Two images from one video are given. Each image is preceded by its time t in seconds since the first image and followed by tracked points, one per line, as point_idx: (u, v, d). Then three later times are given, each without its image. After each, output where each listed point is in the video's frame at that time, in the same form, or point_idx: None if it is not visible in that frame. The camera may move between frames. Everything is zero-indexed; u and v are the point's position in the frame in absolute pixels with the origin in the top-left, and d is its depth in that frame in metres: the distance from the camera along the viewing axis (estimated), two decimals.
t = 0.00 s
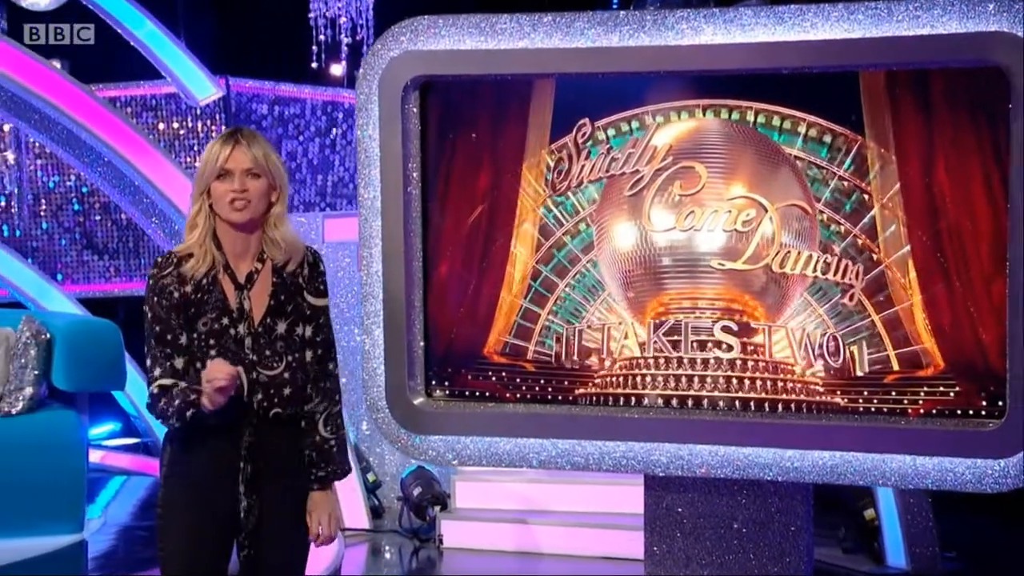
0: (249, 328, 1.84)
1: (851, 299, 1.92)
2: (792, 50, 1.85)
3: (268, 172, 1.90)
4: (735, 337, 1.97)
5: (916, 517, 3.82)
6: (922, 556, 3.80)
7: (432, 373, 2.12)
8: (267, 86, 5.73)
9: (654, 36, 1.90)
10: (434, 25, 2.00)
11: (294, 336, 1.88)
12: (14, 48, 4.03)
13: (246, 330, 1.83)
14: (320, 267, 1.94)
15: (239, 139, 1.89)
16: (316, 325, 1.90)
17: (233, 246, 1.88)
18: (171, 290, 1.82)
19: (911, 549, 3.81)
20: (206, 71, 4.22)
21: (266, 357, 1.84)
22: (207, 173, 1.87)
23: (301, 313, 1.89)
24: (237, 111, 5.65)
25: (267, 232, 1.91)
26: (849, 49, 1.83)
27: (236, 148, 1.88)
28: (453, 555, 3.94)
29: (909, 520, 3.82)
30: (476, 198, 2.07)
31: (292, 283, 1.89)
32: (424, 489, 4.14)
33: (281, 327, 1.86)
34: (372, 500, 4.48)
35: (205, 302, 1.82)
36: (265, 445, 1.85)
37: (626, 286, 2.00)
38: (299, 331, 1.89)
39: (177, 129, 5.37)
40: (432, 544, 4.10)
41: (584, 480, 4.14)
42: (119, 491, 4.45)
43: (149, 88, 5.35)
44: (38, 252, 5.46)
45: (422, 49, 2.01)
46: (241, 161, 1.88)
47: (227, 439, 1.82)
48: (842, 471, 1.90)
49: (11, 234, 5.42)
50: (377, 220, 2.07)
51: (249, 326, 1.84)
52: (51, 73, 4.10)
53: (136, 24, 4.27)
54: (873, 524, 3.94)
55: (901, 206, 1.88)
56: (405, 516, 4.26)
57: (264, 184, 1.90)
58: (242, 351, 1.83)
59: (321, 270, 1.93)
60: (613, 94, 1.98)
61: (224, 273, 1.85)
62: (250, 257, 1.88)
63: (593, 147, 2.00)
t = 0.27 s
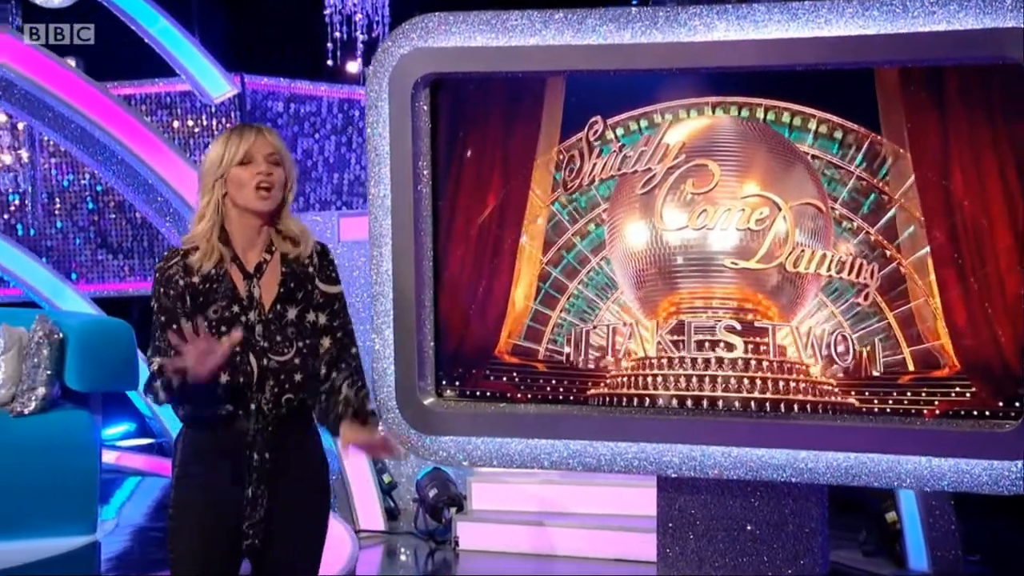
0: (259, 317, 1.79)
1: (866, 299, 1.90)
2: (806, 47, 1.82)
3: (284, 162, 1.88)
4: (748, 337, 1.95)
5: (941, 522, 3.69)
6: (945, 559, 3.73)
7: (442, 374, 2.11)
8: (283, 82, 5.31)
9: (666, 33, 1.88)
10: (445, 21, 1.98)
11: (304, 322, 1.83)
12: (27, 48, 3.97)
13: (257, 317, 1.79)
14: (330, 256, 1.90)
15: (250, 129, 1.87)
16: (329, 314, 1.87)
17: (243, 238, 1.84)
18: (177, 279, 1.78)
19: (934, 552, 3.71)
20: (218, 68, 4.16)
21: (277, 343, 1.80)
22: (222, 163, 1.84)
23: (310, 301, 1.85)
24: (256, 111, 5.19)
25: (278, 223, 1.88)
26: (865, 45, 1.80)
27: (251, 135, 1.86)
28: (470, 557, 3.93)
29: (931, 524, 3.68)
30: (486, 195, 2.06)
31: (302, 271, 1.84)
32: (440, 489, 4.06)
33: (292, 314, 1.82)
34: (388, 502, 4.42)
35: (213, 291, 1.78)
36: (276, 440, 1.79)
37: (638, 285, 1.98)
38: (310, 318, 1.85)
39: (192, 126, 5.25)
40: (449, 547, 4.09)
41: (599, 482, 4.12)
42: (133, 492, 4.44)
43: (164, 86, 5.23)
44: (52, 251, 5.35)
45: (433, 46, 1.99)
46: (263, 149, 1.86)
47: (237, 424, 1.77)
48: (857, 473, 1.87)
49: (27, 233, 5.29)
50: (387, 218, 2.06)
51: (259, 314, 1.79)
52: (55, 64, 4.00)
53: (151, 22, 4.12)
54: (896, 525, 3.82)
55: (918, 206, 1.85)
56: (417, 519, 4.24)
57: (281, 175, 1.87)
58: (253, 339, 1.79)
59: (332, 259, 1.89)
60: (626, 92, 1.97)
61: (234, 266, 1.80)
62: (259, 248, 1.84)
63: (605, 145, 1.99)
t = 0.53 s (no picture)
0: (268, 311, 1.44)
1: (883, 298, 1.86)
2: (820, 43, 1.80)
3: (291, 164, 1.51)
4: (762, 337, 1.92)
5: None
6: None
7: (454, 374, 2.08)
8: (298, 75, 4.07)
9: (679, 29, 1.87)
10: (457, 18, 1.98)
11: (314, 317, 1.48)
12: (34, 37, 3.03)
13: (263, 311, 1.43)
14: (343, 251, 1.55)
15: (263, 134, 1.49)
16: (341, 310, 1.53)
17: (249, 240, 1.49)
18: (182, 277, 1.44)
19: None
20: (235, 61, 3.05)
21: (283, 337, 1.44)
22: (235, 167, 1.47)
23: (320, 297, 1.50)
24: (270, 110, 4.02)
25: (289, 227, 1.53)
26: (881, 40, 1.78)
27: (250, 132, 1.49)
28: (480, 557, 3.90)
29: (965, 538, 2.84)
30: (497, 195, 2.03)
31: (312, 268, 1.49)
32: (457, 491, 3.23)
33: (300, 308, 1.46)
34: (403, 505, 3.51)
35: (220, 288, 1.44)
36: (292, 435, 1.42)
37: (651, 284, 1.96)
38: (320, 314, 1.50)
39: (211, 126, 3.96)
40: (466, 550, 3.21)
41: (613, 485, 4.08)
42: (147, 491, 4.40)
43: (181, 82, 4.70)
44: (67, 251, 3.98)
45: (444, 42, 1.98)
46: (276, 161, 1.49)
47: (246, 419, 1.40)
48: (873, 475, 1.85)
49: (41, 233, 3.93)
50: (398, 217, 2.05)
51: (268, 308, 1.44)
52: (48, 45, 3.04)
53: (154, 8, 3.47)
54: None
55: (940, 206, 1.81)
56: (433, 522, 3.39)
57: (293, 183, 1.50)
58: (260, 335, 1.43)
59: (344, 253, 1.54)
60: (640, 88, 1.95)
61: (239, 261, 1.45)
62: (268, 247, 1.49)
63: (618, 143, 1.97)
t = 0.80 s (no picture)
0: (275, 314, 1.59)
1: (898, 298, 1.83)
2: (834, 40, 1.78)
3: (298, 160, 1.67)
4: (775, 338, 1.90)
5: None
6: None
7: (464, 375, 2.07)
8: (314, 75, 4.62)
9: (692, 27, 1.85)
10: (467, 16, 1.96)
11: (322, 322, 1.64)
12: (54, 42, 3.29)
13: (272, 315, 1.59)
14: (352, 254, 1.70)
15: (264, 129, 1.66)
16: (351, 315, 1.67)
17: (258, 237, 1.64)
18: (190, 276, 1.57)
19: None
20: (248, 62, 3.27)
21: (292, 341, 1.61)
22: (241, 163, 1.63)
23: (330, 302, 1.65)
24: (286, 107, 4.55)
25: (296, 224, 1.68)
26: (896, 38, 1.76)
27: (262, 132, 1.65)
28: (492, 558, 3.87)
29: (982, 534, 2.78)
30: (507, 194, 2.01)
31: (321, 271, 1.65)
32: (472, 493, 3.33)
33: (309, 313, 1.63)
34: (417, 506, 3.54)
35: (228, 292, 1.57)
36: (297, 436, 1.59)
37: (662, 284, 1.94)
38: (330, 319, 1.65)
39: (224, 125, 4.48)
40: (481, 553, 3.26)
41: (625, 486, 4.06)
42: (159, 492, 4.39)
43: (194, 80, 4.47)
44: (81, 250, 4.57)
45: (455, 40, 1.96)
46: (277, 152, 1.65)
47: (251, 419, 1.57)
48: (888, 477, 1.83)
49: (56, 232, 4.53)
50: (408, 216, 2.03)
51: (275, 311, 1.59)
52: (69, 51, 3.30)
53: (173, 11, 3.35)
54: None
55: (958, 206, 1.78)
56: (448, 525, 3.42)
57: (297, 176, 1.67)
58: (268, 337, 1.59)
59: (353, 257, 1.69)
60: (652, 85, 1.92)
61: (246, 260, 1.60)
62: (277, 246, 1.63)
63: (630, 142, 1.94)
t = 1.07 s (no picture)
0: (290, 319, 1.48)
1: (916, 299, 1.80)
2: (850, 36, 1.76)
3: (311, 155, 1.58)
4: (791, 338, 1.87)
5: None
6: None
7: (477, 376, 2.05)
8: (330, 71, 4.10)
9: (707, 23, 1.83)
10: (480, 12, 1.95)
11: (337, 325, 1.52)
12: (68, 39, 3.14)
13: (285, 319, 1.48)
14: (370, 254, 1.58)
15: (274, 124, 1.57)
16: (365, 317, 1.54)
17: (274, 233, 1.54)
18: (207, 275, 1.48)
19: None
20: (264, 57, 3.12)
21: (303, 348, 1.49)
22: (250, 156, 1.55)
23: (345, 303, 1.53)
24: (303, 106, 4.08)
25: (313, 220, 1.57)
26: (913, 34, 1.73)
27: (275, 127, 1.56)
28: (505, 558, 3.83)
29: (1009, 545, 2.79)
30: (519, 193, 1.98)
31: (338, 270, 1.53)
32: (488, 496, 3.15)
33: (324, 317, 1.51)
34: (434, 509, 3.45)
35: (243, 289, 1.48)
36: (307, 451, 1.49)
37: (677, 284, 1.92)
38: (345, 321, 1.53)
39: (239, 122, 4.01)
40: (497, 555, 3.18)
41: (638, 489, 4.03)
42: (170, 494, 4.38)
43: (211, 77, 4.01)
44: (96, 250, 4.17)
45: (468, 37, 1.95)
46: (285, 143, 1.56)
47: (262, 427, 1.47)
48: (906, 479, 1.81)
49: (71, 231, 4.13)
50: (420, 214, 2.01)
51: (290, 317, 1.48)
52: (80, 47, 3.14)
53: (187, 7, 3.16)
54: None
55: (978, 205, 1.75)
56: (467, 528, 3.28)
57: (308, 167, 1.57)
58: (281, 343, 1.48)
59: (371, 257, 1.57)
60: (666, 81, 1.90)
61: (265, 262, 1.51)
62: (292, 245, 1.54)
63: (644, 139, 1.92)
